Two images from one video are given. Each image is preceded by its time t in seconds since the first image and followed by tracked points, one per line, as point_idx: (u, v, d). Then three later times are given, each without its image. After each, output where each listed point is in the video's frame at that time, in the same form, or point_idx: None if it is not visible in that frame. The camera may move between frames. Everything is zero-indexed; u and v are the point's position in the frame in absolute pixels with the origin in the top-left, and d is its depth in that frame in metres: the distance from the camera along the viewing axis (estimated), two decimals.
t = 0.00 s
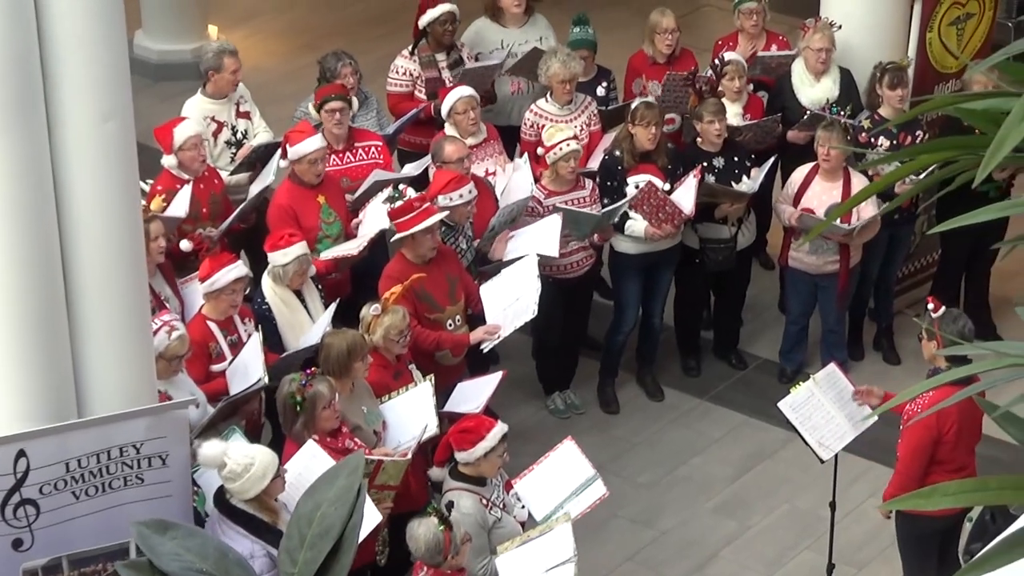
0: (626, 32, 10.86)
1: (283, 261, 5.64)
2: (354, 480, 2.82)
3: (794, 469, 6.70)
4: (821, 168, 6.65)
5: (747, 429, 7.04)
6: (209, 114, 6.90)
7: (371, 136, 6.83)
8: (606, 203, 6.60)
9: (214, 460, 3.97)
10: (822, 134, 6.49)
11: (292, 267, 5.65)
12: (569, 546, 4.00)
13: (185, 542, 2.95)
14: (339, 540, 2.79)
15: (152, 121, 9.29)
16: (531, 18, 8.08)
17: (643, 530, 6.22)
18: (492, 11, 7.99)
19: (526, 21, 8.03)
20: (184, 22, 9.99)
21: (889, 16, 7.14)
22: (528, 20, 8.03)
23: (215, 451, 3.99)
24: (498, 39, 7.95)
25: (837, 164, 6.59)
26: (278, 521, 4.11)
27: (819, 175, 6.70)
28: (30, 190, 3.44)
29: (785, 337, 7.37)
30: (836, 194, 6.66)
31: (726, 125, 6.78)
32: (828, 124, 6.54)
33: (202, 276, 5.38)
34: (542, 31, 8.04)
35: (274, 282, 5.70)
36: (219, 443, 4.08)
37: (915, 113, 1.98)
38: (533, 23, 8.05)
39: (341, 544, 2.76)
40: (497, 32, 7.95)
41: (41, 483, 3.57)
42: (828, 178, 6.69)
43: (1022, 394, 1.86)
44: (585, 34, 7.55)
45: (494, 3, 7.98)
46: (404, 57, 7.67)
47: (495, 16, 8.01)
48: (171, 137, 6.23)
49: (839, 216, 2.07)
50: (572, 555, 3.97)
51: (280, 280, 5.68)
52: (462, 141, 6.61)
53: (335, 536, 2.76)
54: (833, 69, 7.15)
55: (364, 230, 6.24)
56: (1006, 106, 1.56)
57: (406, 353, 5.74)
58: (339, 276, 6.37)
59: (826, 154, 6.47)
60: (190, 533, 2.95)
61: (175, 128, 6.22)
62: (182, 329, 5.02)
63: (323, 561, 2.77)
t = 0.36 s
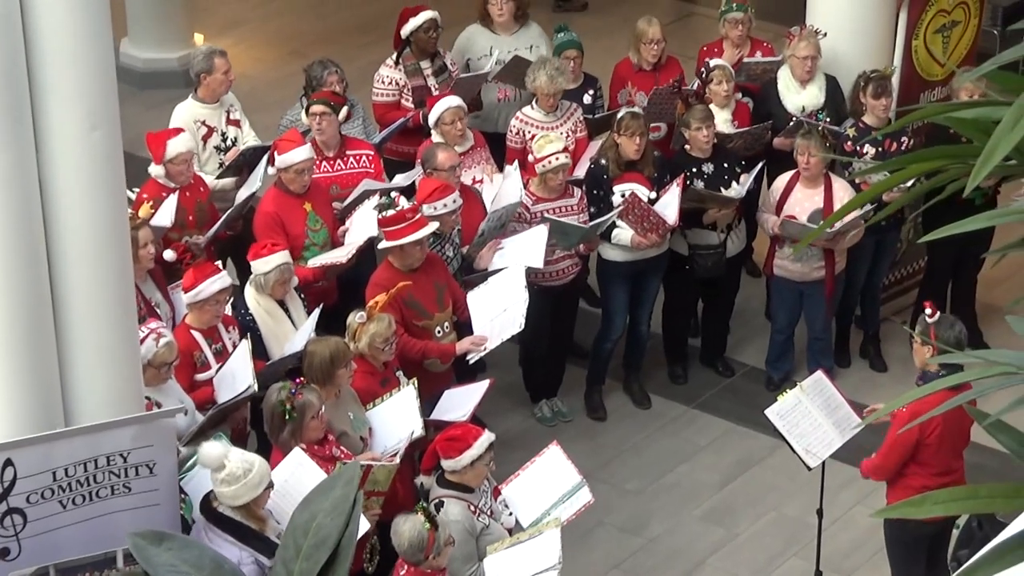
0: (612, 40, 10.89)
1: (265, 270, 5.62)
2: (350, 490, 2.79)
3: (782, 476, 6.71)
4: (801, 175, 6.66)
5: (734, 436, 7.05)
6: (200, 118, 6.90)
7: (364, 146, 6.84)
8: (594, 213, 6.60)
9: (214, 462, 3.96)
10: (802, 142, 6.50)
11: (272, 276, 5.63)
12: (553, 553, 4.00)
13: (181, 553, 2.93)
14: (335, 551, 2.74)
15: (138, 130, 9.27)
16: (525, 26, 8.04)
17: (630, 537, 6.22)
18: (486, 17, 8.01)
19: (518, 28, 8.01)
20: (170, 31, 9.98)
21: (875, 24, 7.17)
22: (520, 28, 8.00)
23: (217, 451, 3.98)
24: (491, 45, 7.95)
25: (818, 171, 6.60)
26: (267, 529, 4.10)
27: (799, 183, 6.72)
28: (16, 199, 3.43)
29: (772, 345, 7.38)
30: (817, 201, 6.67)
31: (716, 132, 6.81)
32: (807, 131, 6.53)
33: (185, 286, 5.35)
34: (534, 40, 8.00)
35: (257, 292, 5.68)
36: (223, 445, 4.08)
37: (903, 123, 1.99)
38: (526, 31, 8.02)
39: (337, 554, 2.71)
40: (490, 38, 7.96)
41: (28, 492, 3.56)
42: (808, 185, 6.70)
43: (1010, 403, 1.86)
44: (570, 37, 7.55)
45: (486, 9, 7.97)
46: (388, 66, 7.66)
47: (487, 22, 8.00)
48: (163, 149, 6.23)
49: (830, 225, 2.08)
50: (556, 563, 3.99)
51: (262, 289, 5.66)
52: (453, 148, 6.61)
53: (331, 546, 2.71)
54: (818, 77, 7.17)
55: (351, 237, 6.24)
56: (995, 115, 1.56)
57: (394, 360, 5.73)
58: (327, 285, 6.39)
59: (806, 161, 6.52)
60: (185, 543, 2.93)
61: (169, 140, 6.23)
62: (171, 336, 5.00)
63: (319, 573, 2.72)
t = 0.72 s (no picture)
0: (607, 49, 10.91)
1: (259, 279, 5.60)
2: (362, 503, 2.79)
3: (777, 485, 6.72)
4: (789, 185, 6.68)
5: (729, 445, 7.05)
6: (193, 129, 6.90)
7: (360, 155, 6.85)
8: (588, 221, 6.60)
9: (202, 472, 3.95)
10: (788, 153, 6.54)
11: (266, 286, 5.61)
12: (548, 556, 4.02)
13: (193, 562, 2.93)
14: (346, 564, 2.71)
15: (132, 140, 9.27)
16: (530, 37, 8.05)
17: (626, 547, 6.22)
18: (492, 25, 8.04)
19: (523, 38, 8.01)
20: (165, 41, 9.98)
21: (867, 35, 7.21)
22: (524, 39, 8.01)
23: (203, 462, 3.96)
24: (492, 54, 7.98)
25: (807, 181, 6.63)
26: (256, 538, 4.12)
27: (787, 191, 6.73)
28: (13, 208, 3.42)
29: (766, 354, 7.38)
30: (806, 209, 6.70)
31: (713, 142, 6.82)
32: (791, 142, 6.54)
33: (176, 298, 5.34)
34: (538, 52, 8.00)
35: (250, 303, 5.67)
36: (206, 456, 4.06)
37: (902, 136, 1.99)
38: (531, 42, 8.02)
39: (350, 567, 2.69)
40: (492, 47, 7.99)
41: (24, 502, 3.55)
42: (796, 194, 6.72)
43: (1013, 412, 1.87)
44: (564, 45, 7.55)
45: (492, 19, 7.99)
46: (383, 75, 7.67)
47: (493, 32, 8.04)
48: (161, 160, 6.22)
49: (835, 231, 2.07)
50: (549, 567, 4.00)
51: (257, 298, 5.64)
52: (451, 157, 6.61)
53: (344, 557, 2.69)
54: (812, 86, 7.19)
55: (347, 246, 6.26)
56: (996, 126, 1.56)
57: (389, 369, 5.72)
58: (322, 294, 6.38)
59: (795, 173, 6.55)
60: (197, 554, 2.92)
61: (167, 153, 6.23)
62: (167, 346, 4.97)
63: None
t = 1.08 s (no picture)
0: (601, 65, 10.94)
1: (253, 294, 5.58)
2: (377, 518, 2.27)
3: (771, 501, 6.72)
4: (780, 201, 6.68)
5: (723, 461, 7.05)
6: (187, 145, 6.91)
7: (354, 168, 6.86)
8: (583, 236, 6.61)
9: (191, 492, 3.95)
10: (781, 180, 6.56)
11: (261, 300, 5.59)
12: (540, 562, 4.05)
13: None
14: None
15: (127, 155, 9.28)
16: (535, 54, 8.00)
17: (620, 563, 6.21)
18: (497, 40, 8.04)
19: (526, 55, 7.97)
20: (159, 56, 9.99)
21: (860, 52, 7.25)
22: (527, 56, 7.96)
23: (192, 483, 3.95)
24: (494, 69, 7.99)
25: (799, 197, 6.65)
26: (247, 553, 4.12)
27: (778, 208, 6.75)
28: (9, 222, 3.43)
29: (760, 372, 7.38)
30: (797, 223, 6.73)
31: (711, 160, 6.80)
32: (784, 167, 6.55)
33: (165, 316, 5.24)
34: (541, 69, 7.94)
35: (244, 317, 5.64)
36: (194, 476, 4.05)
37: (902, 158, 1.98)
38: (533, 59, 7.97)
39: None
40: (494, 63, 7.98)
41: (19, 516, 3.54)
42: (787, 210, 6.73)
43: (1016, 430, 1.88)
44: (560, 62, 7.56)
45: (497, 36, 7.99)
46: (376, 92, 7.68)
47: (497, 48, 8.02)
48: (155, 175, 6.21)
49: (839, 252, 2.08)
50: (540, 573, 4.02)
51: (250, 313, 5.62)
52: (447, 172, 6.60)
53: None
54: (806, 102, 7.18)
55: (341, 262, 6.23)
56: (1002, 145, 1.58)
57: (383, 384, 5.73)
58: (318, 309, 6.39)
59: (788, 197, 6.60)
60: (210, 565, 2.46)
61: (161, 167, 6.22)
62: (159, 361, 4.98)
63: None
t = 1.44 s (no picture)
0: (593, 84, 10.98)
1: (247, 311, 5.56)
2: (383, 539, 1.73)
3: (762, 520, 6.72)
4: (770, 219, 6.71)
5: (714, 480, 7.06)
6: (177, 164, 6.92)
7: (345, 187, 6.85)
8: (574, 254, 6.66)
9: (177, 521, 4.01)
10: (774, 198, 6.59)
11: (254, 316, 5.58)
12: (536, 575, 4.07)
13: None
14: None
15: (119, 173, 9.28)
16: (527, 72, 8.04)
17: None
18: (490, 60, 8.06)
19: (519, 74, 8.01)
20: (151, 74, 10.00)
21: (852, 73, 7.29)
22: (521, 74, 8.01)
23: (177, 513, 4.02)
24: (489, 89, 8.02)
25: (790, 216, 6.68)
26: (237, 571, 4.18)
27: (768, 226, 6.77)
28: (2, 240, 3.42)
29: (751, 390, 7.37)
30: (789, 241, 6.75)
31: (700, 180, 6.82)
32: (776, 186, 6.58)
33: (152, 336, 5.23)
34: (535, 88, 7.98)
35: (238, 334, 5.61)
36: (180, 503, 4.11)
37: (896, 178, 1.98)
38: (527, 78, 8.01)
39: None
40: (488, 82, 8.02)
41: (10, 535, 3.50)
42: (778, 228, 6.75)
43: (1011, 450, 1.88)
44: (552, 80, 7.58)
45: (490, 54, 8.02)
46: (366, 109, 7.69)
47: (490, 68, 8.06)
48: (147, 195, 6.24)
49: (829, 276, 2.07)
50: None
51: (244, 330, 5.60)
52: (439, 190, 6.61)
53: None
54: (797, 121, 7.23)
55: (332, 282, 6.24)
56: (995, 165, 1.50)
57: (374, 402, 5.72)
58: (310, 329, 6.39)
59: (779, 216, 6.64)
60: None
61: (153, 187, 6.25)
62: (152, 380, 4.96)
63: None
